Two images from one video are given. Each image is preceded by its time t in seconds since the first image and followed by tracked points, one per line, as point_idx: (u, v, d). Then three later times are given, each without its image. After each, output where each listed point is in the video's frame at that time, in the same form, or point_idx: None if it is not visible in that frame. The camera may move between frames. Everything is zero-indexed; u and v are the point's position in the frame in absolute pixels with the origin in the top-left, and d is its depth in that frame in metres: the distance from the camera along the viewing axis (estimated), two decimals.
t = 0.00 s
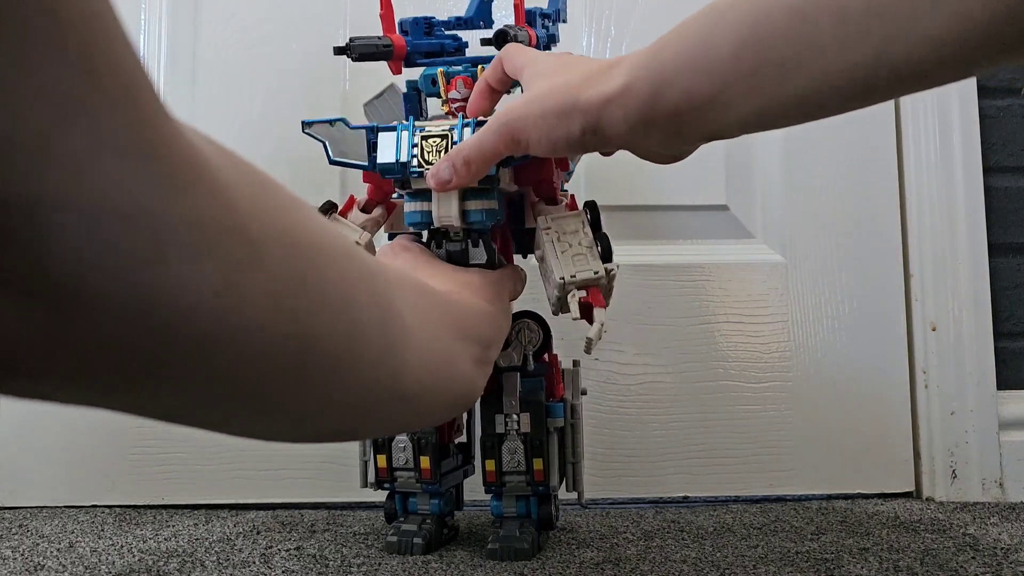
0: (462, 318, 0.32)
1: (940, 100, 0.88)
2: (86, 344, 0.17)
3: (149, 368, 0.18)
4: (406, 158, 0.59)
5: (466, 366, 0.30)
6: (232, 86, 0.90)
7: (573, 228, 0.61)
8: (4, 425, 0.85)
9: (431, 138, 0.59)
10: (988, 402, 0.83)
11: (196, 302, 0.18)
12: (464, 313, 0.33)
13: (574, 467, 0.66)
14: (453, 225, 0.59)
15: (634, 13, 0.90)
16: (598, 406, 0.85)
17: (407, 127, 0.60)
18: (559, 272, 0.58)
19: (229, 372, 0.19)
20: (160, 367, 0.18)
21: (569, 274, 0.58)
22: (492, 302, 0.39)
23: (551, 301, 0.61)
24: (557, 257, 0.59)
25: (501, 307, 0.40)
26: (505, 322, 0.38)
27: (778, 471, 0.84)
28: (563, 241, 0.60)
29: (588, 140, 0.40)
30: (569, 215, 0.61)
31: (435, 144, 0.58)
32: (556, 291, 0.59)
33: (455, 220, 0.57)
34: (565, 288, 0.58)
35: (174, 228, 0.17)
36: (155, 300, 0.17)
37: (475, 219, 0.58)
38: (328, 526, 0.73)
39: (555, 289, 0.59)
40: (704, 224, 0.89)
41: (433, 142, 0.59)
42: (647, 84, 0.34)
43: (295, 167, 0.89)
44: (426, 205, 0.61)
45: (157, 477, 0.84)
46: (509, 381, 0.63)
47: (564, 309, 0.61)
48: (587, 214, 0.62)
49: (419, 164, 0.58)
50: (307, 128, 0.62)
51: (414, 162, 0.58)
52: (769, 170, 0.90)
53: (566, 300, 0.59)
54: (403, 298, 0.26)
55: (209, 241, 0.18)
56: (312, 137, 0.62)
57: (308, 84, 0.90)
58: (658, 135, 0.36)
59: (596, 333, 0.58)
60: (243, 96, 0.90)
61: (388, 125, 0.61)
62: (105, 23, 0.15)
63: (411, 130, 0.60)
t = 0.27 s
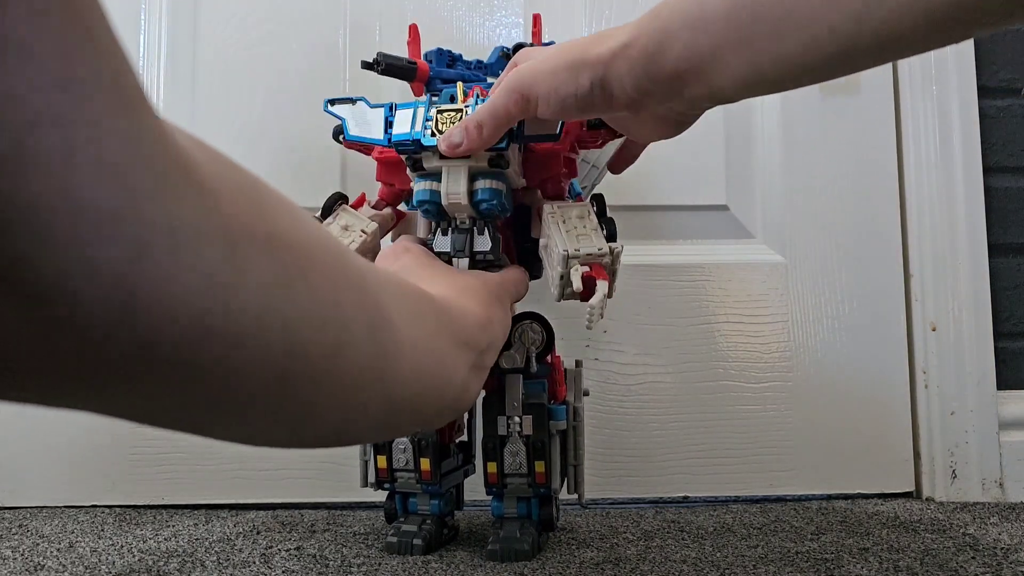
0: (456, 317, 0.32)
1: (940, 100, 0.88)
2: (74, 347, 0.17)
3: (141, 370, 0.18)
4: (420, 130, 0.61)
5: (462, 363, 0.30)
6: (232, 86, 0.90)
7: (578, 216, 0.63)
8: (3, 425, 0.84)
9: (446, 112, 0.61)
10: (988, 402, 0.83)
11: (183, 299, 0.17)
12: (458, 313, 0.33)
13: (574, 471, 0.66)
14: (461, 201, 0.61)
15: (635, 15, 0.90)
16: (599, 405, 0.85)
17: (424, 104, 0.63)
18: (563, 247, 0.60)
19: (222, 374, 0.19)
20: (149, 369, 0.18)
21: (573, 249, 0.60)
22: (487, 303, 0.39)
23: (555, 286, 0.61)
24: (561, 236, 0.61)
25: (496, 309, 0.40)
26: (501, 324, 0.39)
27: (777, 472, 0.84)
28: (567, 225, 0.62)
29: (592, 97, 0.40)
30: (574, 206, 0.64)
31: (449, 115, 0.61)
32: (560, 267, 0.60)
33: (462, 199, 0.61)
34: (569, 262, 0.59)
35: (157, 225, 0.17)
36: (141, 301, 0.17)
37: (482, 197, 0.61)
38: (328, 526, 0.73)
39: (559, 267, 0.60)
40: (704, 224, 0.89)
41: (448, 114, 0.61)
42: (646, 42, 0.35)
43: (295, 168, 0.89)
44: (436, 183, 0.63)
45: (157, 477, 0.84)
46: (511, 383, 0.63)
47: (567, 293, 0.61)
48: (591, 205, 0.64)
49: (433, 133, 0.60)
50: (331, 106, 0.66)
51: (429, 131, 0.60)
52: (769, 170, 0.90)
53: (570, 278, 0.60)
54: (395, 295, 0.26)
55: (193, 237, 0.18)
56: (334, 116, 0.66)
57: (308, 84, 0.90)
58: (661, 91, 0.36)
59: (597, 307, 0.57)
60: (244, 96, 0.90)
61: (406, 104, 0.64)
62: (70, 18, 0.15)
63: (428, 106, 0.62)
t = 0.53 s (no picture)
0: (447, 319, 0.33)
1: (940, 100, 0.88)
2: (59, 348, 0.17)
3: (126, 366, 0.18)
4: (418, 125, 0.61)
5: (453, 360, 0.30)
6: (232, 87, 0.90)
7: (576, 212, 0.64)
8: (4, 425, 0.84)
9: (444, 109, 0.61)
10: (988, 402, 0.83)
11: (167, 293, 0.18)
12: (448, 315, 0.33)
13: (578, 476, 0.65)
14: (459, 197, 0.61)
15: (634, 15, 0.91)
16: (599, 405, 0.85)
17: (422, 101, 0.63)
18: (562, 241, 0.60)
19: (206, 373, 0.19)
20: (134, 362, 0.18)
21: (571, 242, 0.60)
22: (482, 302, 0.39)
23: (555, 281, 0.61)
24: (560, 230, 0.61)
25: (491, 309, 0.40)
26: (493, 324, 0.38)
27: (777, 472, 0.84)
28: (566, 221, 0.63)
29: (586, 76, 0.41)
30: (571, 203, 0.64)
31: (447, 111, 0.61)
32: (559, 260, 0.59)
33: (460, 195, 0.61)
34: (567, 254, 0.59)
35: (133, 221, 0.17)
36: (125, 298, 0.17)
37: (480, 193, 0.61)
38: (328, 526, 0.73)
39: (558, 261, 0.60)
40: (704, 224, 0.89)
41: (445, 110, 0.61)
42: (640, 10, 0.35)
43: (295, 168, 0.89)
44: (434, 180, 0.63)
45: (157, 478, 0.84)
46: (510, 384, 0.63)
47: (566, 289, 0.60)
48: (590, 201, 0.65)
49: (431, 128, 0.60)
50: (328, 106, 0.65)
51: (427, 127, 0.61)
52: (770, 170, 0.89)
53: (568, 270, 0.59)
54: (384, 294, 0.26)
55: (175, 232, 0.18)
56: (332, 115, 0.66)
57: (308, 85, 0.90)
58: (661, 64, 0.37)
59: (597, 295, 0.56)
60: (244, 96, 0.90)
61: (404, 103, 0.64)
62: (48, 19, 0.15)
63: (426, 104, 0.63)
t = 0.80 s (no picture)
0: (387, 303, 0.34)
1: (940, 100, 0.88)
2: None
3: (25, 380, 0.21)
4: (421, 125, 0.61)
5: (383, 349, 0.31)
6: (232, 87, 0.90)
7: (579, 212, 0.63)
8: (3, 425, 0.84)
9: (447, 109, 0.61)
10: (988, 402, 0.83)
11: (71, 313, 0.21)
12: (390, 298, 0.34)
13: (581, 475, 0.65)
14: (462, 198, 0.61)
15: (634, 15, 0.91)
16: (599, 405, 0.85)
17: (425, 101, 0.63)
18: (565, 240, 0.60)
19: (80, 384, 0.22)
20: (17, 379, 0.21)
21: (575, 242, 0.60)
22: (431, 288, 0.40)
23: (558, 281, 0.61)
24: (564, 230, 0.61)
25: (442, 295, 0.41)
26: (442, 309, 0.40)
27: (777, 472, 0.84)
28: (569, 220, 0.62)
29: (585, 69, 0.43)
30: (575, 203, 0.64)
31: (450, 111, 0.61)
32: (562, 260, 0.60)
33: (463, 195, 0.61)
34: (570, 254, 0.59)
35: None
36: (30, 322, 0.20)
37: (483, 193, 0.61)
38: (328, 526, 0.73)
39: (561, 260, 0.60)
40: (704, 223, 0.89)
41: (448, 111, 0.61)
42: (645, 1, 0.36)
43: (295, 168, 0.89)
44: (437, 180, 0.63)
45: (157, 477, 0.84)
46: (511, 383, 0.64)
47: (569, 289, 0.61)
48: (592, 201, 0.65)
49: (434, 129, 0.60)
50: (332, 104, 0.65)
51: (430, 127, 0.61)
52: (770, 170, 0.89)
53: (572, 271, 0.60)
54: (300, 290, 0.28)
55: (25, 265, 0.20)
56: (335, 114, 0.65)
57: (308, 84, 0.90)
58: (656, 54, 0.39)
59: (602, 295, 0.57)
60: (244, 96, 0.90)
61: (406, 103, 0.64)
62: None
63: (428, 104, 0.63)
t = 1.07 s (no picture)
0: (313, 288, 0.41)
1: (940, 100, 0.87)
2: None
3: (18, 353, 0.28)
4: (424, 125, 0.61)
5: (303, 332, 0.39)
6: (232, 87, 0.90)
7: (580, 211, 0.63)
8: (4, 425, 0.84)
9: (449, 108, 0.61)
10: (988, 402, 0.83)
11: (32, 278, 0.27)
12: (317, 283, 0.41)
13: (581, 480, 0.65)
14: (465, 197, 0.62)
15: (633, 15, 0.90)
16: (599, 405, 0.85)
17: (427, 100, 0.63)
18: (567, 240, 0.60)
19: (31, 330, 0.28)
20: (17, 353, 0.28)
21: (577, 241, 0.60)
22: (362, 275, 0.47)
23: (560, 280, 0.61)
24: (565, 229, 0.61)
25: (375, 283, 0.47)
26: (372, 294, 0.46)
27: (778, 472, 0.84)
28: (571, 221, 0.62)
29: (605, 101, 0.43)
30: (575, 202, 0.64)
31: (453, 111, 0.61)
32: (565, 259, 0.60)
33: (465, 194, 0.61)
34: (573, 254, 0.59)
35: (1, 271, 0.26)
36: None
37: (484, 192, 0.61)
38: (328, 526, 0.73)
39: (563, 260, 0.60)
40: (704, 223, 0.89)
41: (451, 110, 0.61)
42: None
43: (295, 169, 0.89)
44: (440, 180, 0.63)
45: (157, 477, 0.84)
46: (512, 382, 0.63)
47: (571, 288, 0.61)
48: (593, 201, 0.65)
49: (437, 128, 0.60)
50: (333, 103, 0.64)
51: (432, 126, 0.60)
52: (769, 170, 0.89)
53: (574, 270, 0.60)
54: (240, 275, 0.35)
55: None
56: (336, 114, 0.65)
57: (308, 85, 0.90)
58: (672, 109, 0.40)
59: (603, 295, 0.58)
60: (244, 96, 0.90)
61: (409, 102, 0.64)
62: None
63: (431, 103, 0.62)
